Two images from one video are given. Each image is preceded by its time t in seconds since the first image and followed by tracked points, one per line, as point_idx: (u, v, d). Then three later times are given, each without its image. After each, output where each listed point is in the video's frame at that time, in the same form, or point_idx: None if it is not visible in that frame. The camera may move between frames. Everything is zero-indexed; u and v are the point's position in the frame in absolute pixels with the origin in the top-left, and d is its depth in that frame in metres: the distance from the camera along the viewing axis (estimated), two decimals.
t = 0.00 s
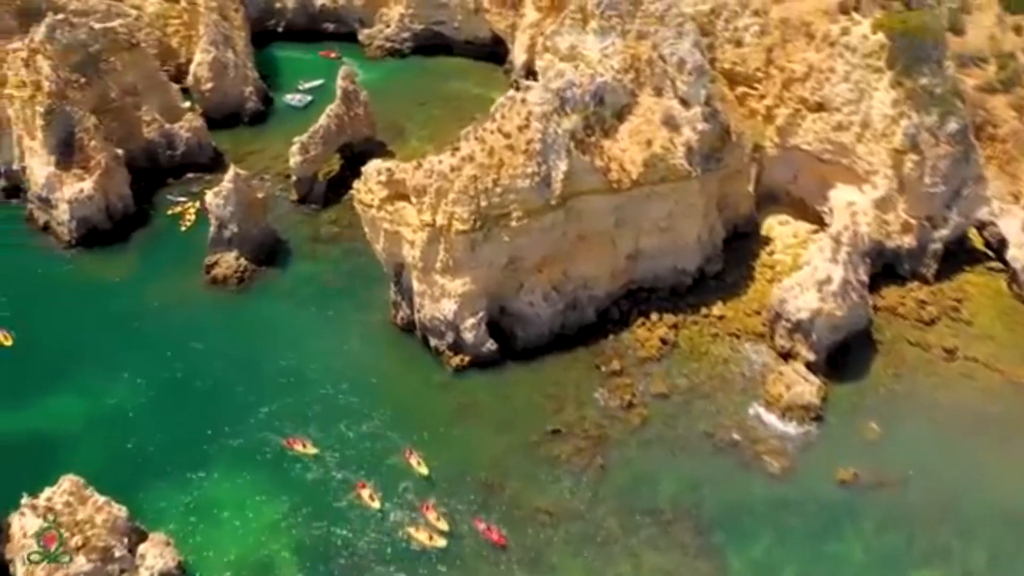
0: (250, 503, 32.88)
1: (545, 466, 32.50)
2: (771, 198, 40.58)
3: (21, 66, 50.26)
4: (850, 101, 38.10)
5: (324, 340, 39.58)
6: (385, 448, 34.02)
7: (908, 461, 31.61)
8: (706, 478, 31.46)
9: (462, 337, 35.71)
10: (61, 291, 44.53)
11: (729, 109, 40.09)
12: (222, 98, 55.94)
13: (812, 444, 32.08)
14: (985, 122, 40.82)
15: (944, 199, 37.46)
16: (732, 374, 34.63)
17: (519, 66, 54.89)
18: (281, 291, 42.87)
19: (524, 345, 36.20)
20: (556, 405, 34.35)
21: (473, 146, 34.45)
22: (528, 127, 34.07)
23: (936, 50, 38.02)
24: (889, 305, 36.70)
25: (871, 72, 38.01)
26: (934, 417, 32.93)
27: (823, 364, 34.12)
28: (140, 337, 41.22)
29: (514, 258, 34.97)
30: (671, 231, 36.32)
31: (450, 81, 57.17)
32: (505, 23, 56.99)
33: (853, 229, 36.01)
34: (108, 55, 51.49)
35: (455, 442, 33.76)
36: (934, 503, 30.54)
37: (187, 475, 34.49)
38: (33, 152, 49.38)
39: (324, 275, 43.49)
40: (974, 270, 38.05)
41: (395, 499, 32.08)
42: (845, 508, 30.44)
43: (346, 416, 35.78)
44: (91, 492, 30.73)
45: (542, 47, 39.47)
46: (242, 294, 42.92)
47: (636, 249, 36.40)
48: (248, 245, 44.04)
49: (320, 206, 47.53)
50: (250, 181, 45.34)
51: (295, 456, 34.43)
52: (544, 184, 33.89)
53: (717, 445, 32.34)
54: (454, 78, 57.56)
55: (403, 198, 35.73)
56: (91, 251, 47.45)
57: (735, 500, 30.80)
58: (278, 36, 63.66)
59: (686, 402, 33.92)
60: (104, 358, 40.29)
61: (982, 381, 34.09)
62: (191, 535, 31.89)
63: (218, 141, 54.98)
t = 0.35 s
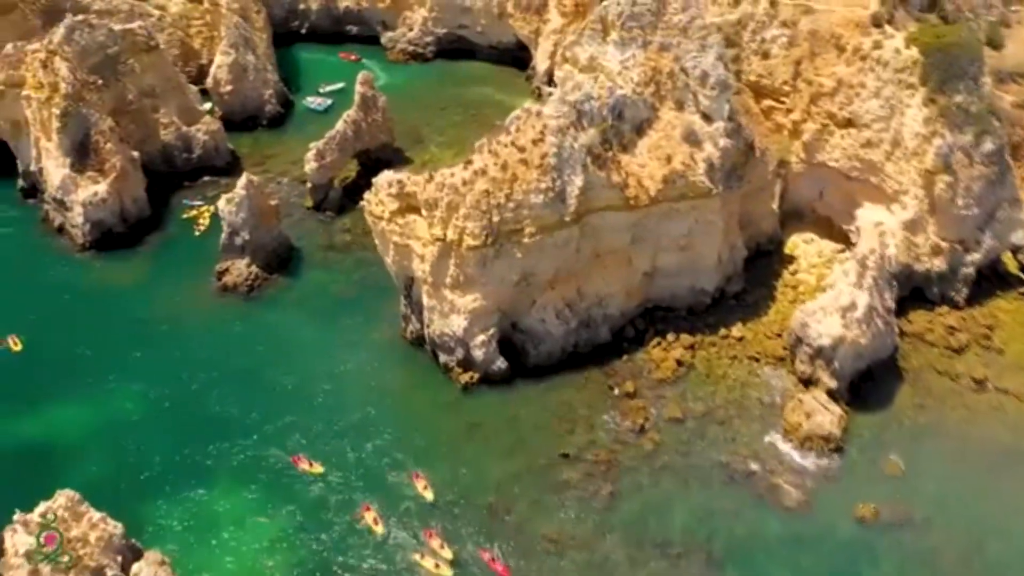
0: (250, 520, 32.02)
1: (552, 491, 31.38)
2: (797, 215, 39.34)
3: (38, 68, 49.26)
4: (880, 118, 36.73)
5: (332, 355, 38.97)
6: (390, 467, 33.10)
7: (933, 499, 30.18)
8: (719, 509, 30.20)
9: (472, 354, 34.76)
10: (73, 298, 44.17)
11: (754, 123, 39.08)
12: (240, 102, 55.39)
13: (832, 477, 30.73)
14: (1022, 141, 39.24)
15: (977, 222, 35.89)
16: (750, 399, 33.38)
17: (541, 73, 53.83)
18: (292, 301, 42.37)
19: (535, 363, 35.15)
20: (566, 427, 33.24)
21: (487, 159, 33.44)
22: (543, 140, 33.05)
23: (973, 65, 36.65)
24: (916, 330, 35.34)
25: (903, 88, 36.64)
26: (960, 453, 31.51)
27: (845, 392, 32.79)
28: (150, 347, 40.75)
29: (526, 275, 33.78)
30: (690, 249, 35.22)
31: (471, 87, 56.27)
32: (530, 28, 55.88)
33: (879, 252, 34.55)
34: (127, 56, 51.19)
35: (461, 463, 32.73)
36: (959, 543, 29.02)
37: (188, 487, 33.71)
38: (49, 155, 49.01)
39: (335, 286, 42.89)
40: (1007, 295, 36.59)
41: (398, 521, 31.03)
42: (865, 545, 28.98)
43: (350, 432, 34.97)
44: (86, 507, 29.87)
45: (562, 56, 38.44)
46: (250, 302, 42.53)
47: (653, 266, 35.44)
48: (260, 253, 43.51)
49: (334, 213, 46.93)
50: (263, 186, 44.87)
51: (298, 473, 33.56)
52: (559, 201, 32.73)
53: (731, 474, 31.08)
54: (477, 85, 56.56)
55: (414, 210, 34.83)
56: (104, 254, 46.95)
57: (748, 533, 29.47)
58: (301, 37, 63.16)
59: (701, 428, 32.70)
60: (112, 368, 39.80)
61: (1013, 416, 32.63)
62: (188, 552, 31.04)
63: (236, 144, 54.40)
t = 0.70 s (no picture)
0: (246, 542, 31.10)
1: (559, 520, 30.22)
2: (823, 235, 38.03)
3: (55, 70, 48.93)
4: (914, 137, 35.26)
5: (340, 370, 38.08)
6: (393, 490, 32.04)
7: (960, 542, 28.64)
8: (733, 546, 28.87)
9: (482, 374, 33.68)
10: (84, 302, 43.58)
11: (781, 139, 37.81)
12: (259, 106, 54.62)
13: (853, 515, 29.31)
14: None
15: (1016, 247, 33.95)
16: (769, 429, 32.04)
17: (565, 79, 52.86)
18: (303, 312, 41.53)
19: (547, 385, 34.00)
20: (577, 453, 32.07)
21: (500, 175, 32.30)
22: (559, 156, 31.77)
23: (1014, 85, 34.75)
24: (947, 359, 33.82)
25: (938, 106, 35.00)
26: (990, 493, 29.96)
27: (870, 424, 31.39)
28: (158, 355, 40.04)
29: (539, 294, 32.66)
30: (710, 270, 33.91)
31: (493, 94, 55.30)
32: (554, 34, 54.61)
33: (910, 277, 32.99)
34: (145, 60, 50.47)
35: (467, 489, 31.63)
36: None
37: (187, 503, 32.86)
38: (66, 157, 48.50)
39: (347, 297, 41.99)
40: None
41: (399, 549, 29.92)
42: None
43: (355, 451, 33.98)
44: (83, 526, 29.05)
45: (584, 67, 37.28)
46: (261, 312, 41.69)
47: (672, 287, 34.16)
48: (272, 261, 42.71)
49: (350, 221, 46.07)
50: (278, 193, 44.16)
51: (298, 492, 32.60)
52: (575, 219, 31.60)
53: (747, 509, 29.77)
54: (500, 92, 55.55)
55: (426, 225, 33.83)
56: (118, 259, 46.36)
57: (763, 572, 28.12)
58: (325, 40, 62.44)
59: (717, 458, 31.39)
60: (119, 375, 39.13)
61: None
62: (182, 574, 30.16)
63: (255, 148, 53.71)
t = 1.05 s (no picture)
0: (247, 569, 30.09)
1: (567, 553, 28.93)
2: (851, 256, 36.31)
3: (73, 74, 48.00)
4: (950, 157, 33.65)
5: (349, 386, 37.05)
6: (398, 516, 30.89)
7: None
8: None
9: (492, 396, 32.50)
10: (95, 309, 42.87)
11: (810, 157, 36.06)
12: (279, 110, 53.87)
13: (876, 558, 27.83)
14: None
15: None
16: (790, 462, 30.60)
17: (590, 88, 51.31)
18: (313, 324, 40.53)
19: (560, 409, 32.77)
20: (589, 481, 30.80)
21: (514, 192, 31.02)
22: (576, 175, 30.52)
23: None
24: (980, 392, 32.24)
25: (978, 126, 33.61)
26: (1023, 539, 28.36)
27: (896, 461, 29.90)
28: (165, 366, 39.20)
29: (552, 316, 31.48)
30: (732, 293, 32.55)
31: (515, 102, 54.21)
32: (580, 41, 53.35)
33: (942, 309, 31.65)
34: (163, 63, 49.81)
35: (473, 517, 30.43)
36: None
37: (187, 525, 31.91)
38: (82, 161, 47.78)
39: (359, 309, 40.98)
40: None
41: None
42: None
43: (361, 473, 32.90)
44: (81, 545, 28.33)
45: (605, 81, 36.08)
46: (272, 323, 40.75)
47: (692, 310, 32.84)
48: (285, 272, 41.79)
49: (367, 230, 45.11)
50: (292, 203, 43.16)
51: (301, 515, 31.56)
52: (590, 239, 30.31)
53: (765, 548, 28.34)
54: (523, 98, 54.56)
55: (438, 242, 32.64)
56: (132, 265, 45.54)
57: None
58: (349, 43, 61.57)
59: (734, 491, 30.00)
60: (126, 388, 38.32)
61: None
62: None
63: (274, 152, 52.88)
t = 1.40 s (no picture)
0: None
1: None
2: (881, 280, 34.82)
3: (89, 77, 47.26)
4: (988, 181, 32.05)
5: (357, 405, 35.98)
6: (403, 546, 29.70)
7: None
8: None
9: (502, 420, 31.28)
10: (105, 316, 42.15)
11: (840, 176, 34.68)
12: (298, 115, 52.99)
13: None
14: None
15: None
16: (811, 499, 29.15)
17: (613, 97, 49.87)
18: (324, 338, 39.56)
19: (572, 434, 31.50)
20: (600, 512, 29.50)
21: (529, 212, 29.76)
22: (592, 195, 29.21)
23: None
24: (1016, 429, 30.62)
25: (1017, 149, 31.91)
26: None
27: (925, 501, 28.39)
28: (173, 377, 38.36)
29: (566, 340, 30.22)
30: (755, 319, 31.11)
31: (538, 109, 53.05)
32: (605, 48, 51.91)
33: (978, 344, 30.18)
34: (181, 68, 48.76)
35: (480, 547, 29.15)
36: None
37: (187, 550, 30.89)
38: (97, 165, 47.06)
39: (371, 324, 39.95)
40: None
41: None
42: None
43: (366, 499, 31.76)
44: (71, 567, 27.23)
45: (627, 95, 34.83)
46: (282, 336, 39.79)
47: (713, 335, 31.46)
48: (296, 283, 40.81)
49: (382, 240, 44.11)
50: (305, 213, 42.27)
51: (303, 542, 30.45)
52: (606, 261, 28.98)
53: None
54: (547, 106, 53.40)
55: (450, 260, 31.47)
56: (145, 272, 44.73)
57: None
58: (372, 46, 60.71)
59: (752, 528, 28.55)
60: (132, 399, 37.52)
61: None
62: None
63: (292, 158, 52.03)
